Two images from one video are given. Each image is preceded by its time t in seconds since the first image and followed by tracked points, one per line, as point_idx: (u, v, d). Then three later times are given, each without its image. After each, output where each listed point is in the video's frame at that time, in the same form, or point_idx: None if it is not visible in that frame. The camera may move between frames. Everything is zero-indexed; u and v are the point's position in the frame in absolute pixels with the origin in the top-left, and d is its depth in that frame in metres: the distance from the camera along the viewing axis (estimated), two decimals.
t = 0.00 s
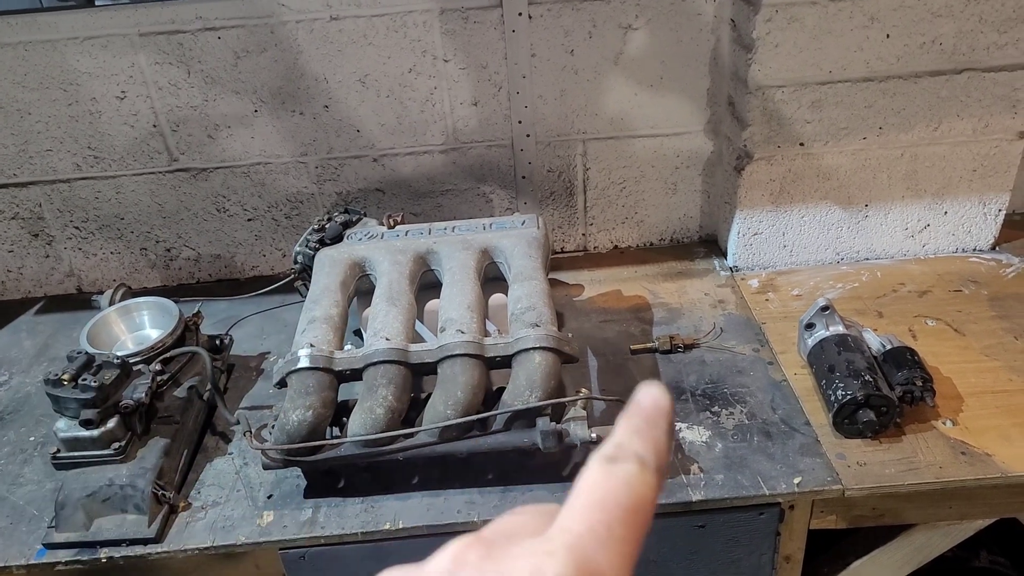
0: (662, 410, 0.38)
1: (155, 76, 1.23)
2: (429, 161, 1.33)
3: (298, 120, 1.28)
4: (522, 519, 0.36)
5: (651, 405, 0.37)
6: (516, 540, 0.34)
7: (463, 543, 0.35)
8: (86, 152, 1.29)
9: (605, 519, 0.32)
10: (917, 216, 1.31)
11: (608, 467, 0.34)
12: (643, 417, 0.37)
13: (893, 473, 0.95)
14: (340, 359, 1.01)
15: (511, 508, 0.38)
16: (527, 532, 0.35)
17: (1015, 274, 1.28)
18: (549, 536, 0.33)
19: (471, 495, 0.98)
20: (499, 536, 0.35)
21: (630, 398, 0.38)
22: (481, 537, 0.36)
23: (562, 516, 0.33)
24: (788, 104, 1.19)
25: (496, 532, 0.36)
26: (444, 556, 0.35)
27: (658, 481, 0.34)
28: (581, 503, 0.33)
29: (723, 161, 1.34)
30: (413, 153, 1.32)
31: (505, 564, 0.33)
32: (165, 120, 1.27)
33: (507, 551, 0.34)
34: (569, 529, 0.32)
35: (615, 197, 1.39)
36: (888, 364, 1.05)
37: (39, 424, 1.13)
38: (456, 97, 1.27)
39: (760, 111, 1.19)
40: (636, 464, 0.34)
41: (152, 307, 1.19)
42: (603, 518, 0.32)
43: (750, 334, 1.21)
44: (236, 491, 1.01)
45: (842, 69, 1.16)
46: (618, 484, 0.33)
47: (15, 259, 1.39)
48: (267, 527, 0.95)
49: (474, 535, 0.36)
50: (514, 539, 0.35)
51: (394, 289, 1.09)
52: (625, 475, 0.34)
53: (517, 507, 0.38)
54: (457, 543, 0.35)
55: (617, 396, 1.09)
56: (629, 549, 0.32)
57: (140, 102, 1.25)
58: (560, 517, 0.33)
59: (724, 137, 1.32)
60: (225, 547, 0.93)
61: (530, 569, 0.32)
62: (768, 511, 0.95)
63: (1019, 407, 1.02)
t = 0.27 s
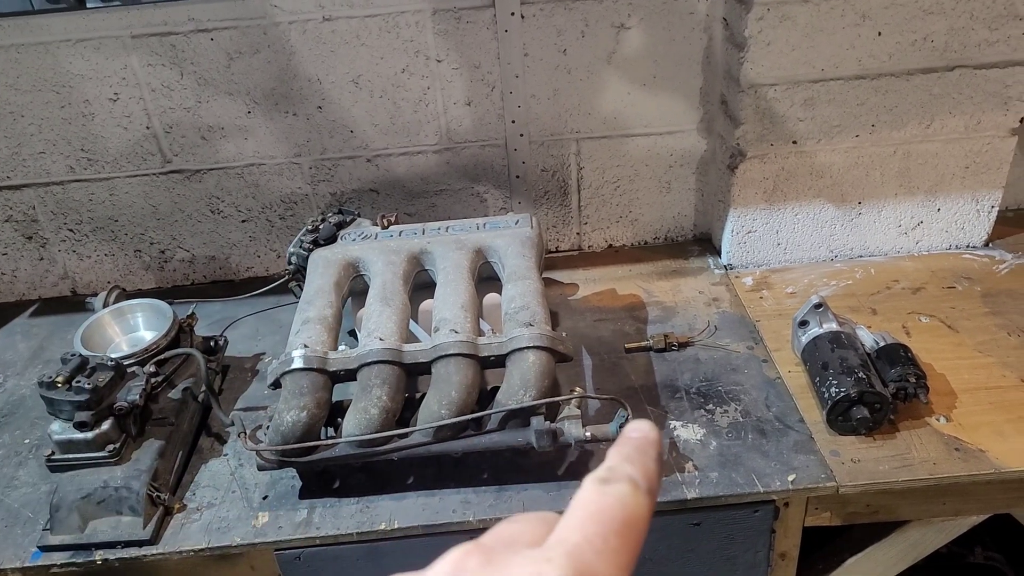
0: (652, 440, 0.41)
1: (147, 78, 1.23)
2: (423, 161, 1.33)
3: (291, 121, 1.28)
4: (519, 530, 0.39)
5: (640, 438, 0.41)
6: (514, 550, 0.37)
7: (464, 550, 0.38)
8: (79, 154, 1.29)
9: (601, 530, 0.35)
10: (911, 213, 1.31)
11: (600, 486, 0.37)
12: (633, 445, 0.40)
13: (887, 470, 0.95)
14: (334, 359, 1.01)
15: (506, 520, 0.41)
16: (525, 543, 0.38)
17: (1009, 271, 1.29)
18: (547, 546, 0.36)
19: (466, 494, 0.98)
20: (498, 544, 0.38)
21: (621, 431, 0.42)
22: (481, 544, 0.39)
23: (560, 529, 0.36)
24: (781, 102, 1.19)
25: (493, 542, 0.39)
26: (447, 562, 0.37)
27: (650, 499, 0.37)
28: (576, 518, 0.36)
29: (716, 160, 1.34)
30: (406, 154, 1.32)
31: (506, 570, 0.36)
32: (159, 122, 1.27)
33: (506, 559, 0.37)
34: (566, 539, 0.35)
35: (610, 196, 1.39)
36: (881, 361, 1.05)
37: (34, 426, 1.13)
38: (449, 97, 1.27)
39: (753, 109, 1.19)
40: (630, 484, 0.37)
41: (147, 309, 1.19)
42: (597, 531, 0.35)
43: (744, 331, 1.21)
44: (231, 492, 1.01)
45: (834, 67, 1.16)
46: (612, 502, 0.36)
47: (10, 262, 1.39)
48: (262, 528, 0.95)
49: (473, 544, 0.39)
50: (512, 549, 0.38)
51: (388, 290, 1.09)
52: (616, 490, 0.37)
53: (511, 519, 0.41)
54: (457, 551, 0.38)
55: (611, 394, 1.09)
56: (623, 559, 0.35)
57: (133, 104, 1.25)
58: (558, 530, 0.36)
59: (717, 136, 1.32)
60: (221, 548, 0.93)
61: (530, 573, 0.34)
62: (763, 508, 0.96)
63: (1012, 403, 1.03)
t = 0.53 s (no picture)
0: (662, 447, 0.41)
1: (147, 77, 1.23)
2: (423, 160, 1.33)
3: (291, 120, 1.28)
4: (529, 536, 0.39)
5: (651, 444, 0.41)
6: (525, 556, 0.37)
7: (474, 560, 0.38)
8: (79, 153, 1.29)
9: (613, 538, 0.35)
10: (910, 212, 1.31)
11: (613, 491, 0.37)
12: (644, 451, 0.40)
13: (886, 468, 0.95)
14: (333, 358, 1.01)
15: (512, 526, 0.41)
16: (536, 550, 0.38)
17: (1008, 270, 1.29)
18: (560, 554, 0.35)
19: (465, 493, 0.98)
20: (508, 552, 0.38)
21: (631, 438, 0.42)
22: (489, 553, 0.38)
23: (571, 536, 0.36)
24: (780, 101, 1.19)
25: (502, 549, 0.38)
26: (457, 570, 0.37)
27: (663, 506, 0.37)
28: (589, 525, 0.36)
29: (716, 159, 1.34)
30: (406, 153, 1.33)
31: None
32: (158, 121, 1.27)
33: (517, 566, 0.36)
34: (579, 547, 0.35)
35: (609, 195, 1.39)
36: (880, 360, 1.05)
37: (34, 425, 1.13)
38: (449, 96, 1.28)
39: (752, 108, 1.19)
40: (642, 489, 0.37)
41: (146, 308, 1.19)
42: (611, 538, 0.35)
43: (743, 330, 1.21)
44: (231, 490, 1.01)
45: (833, 66, 1.16)
46: (625, 508, 0.36)
47: (10, 261, 1.39)
48: (261, 526, 0.95)
49: (482, 551, 0.38)
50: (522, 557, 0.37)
51: (387, 288, 1.09)
52: (630, 496, 0.37)
53: (519, 523, 0.41)
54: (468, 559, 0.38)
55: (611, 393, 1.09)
56: (637, 567, 0.35)
57: (133, 103, 1.25)
58: (570, 536, 0.36)
59: (717, 135, 1.32)
60: (220, 547, 0.93)
61: None
62: (762, 507, 0.96)
63: (1011, 401, 1.03)
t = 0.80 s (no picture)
0: (694, 441, 0.39)
1: (145, 77, 1.22)
2: (422, 161, 1.34)
3: (290, 120, 1.28)
4: (551, 537, 0.38)
5: (681, 438, 0.39)
6: (548, 561, 0.36)
7: (499, 564, 0.37)
8: (76, 153, 1.29)
9: (644, 543, 0.34)
10: (907, 214, 1.32)
11: (643, 492, 0.35)
12: (674, 446, 0.38)
13: (883, 469, 0.95)
14: (332, 358, 1.01)
15: (532, 523, 0.40)
16: (558, 554, 0.37)
17: (1004, 271, 1.29)
18: (587, 561, 0.34)
19: (463, 493, 0.98)
20: (531, 555, 0.37)
21: (659, 429, 0.40)
22: (510, 557, 0.37)
23: (600, 541, 0.35)
24: (778, 102, 1.19)
25: (525, 552, 0.37)
26: None
27: (695, 507, 0.36)
28: (619, 529, 0.34)
29: (714, 160, 1.34)
30: (404, 153, 1.33)
31: None
32: (156, 120, 1.27)
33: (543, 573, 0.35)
34: (607, 554, 0.34)
35: (607, 196, 1.40)
36: (878, 361, 1.05)
37: (31, 425, 1.13)
38: (447, 96, 1.28)
39: (751, 109, 1.20)
40: (672, 490, 0.36)
41: (144, 308, 1.19)
42: (642, 544, 0.34)
43: (741, 331, 1.22)
44: (229, 491, 1.01)
45: (831, 67, 1.17)
46: (656, 510, 0.35)
47: (7, 261, 1.39)
48: (259, 526, 0.95)
49: (502, 556, 0.38)
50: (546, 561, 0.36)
51: (385, 289, 1.09)
52: (661, 498, 0.35)
53: (538, 521, 0.40)
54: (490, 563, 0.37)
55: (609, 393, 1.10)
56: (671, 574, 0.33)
57: (131, 102, 1.25)
58: (599, 540, 0.35)
59: (715, 136, 1.32)
60: (218, 547, 0.93)
61: None
62: (759, 507, 0.96)
63: (1008, 402, 1.03)
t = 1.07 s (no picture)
0: (660, 423, 0.41)
1: (142, 76, 1.22)
2: (418, 160, 1.34)
3: (286, 120, 1.28)
4: (538, 503, 0.38)
5: (649, 420, 0.41)
6: (539, 523, 0.37)
7: (489, 526, 0.37)
8: (73, 152, 1.29)
9: (627, 506, 0.35)
10: (903, 212, 1.32)
11: (620, 463, 0.37)
12: (644, 426, 0.40)
13: (879, 468, 0.95)
14: (328, 358, 1.01)
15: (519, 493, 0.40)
16: (547, 517, 0.37)
17: (1000, 270, 1.30)
18: (574, 521, 0.35)
19: (460, 492, 0.98)
20: (521, 518, 0.37)
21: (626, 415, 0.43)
22: (506, 518, 0.37)
23: (585, 505, 0.36)
24: (774, 101, 1.20)
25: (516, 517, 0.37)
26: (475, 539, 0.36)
27: (667, 478, 0.38)
28: (603, 494, 0.36)
29: (710, 159, 1.34)
30: (401, 152, 1.33)
31: (536, 545, 0.35)
32: (153, 120, 1.27)
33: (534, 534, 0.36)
34: (594, 514, 0.35)
35: (604, 195, 1.40)
36: (874, 359, 1.05)
37: (27, 425, 1.13)
38: (444, 96, 1.28)
39: (747, 109, 1.20)
40: (648, 461, 0.37)
41: (141, 307, 1.19)
42: (625, 505, 0.35)
43: (738, 330, 1.22)
44: (225, 490, 1.01)
45: (827, 66, 1.17)
46: (635, 478, 0.36)
47: (3, 261, 1.39)
48: (256, 526, 0.95)
49: (498, 518, 0.38)
50: (536, 524, 0.37)
51: (382, 288, 1.09)
52: (638, 466, 0.37)
53: (525, 491, 0.40)
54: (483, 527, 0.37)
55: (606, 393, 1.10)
56: (650, 534, 0.35)
57: (127, 102, 1.25)
58: (583, 505, 0.36)
59: (711, 135, 1.33)
60: (215, 546, 0.93)
61: (564, 549, 0.34)
62: (756, 506, 0.96)
63: (1003, 401, 1.03)
